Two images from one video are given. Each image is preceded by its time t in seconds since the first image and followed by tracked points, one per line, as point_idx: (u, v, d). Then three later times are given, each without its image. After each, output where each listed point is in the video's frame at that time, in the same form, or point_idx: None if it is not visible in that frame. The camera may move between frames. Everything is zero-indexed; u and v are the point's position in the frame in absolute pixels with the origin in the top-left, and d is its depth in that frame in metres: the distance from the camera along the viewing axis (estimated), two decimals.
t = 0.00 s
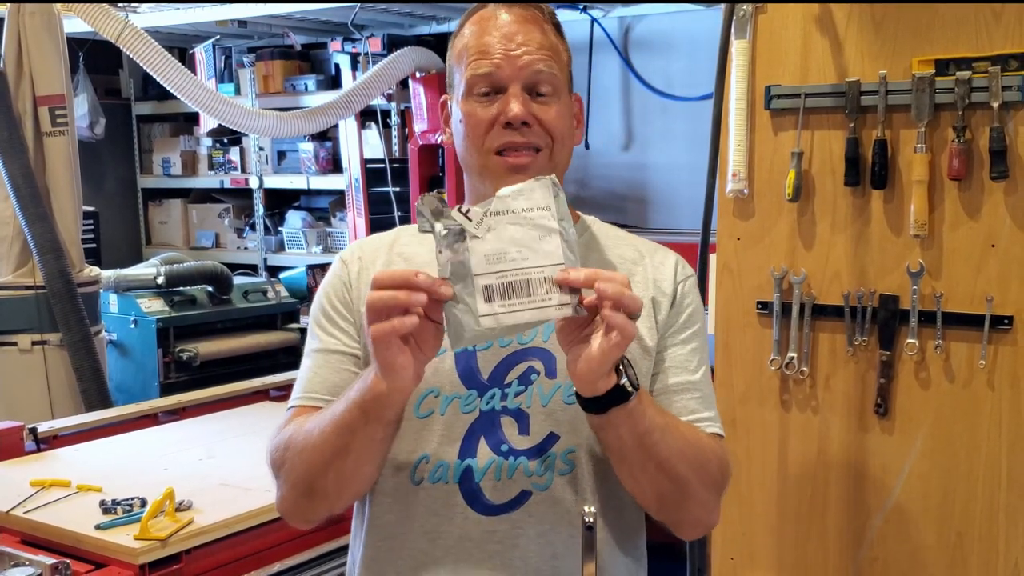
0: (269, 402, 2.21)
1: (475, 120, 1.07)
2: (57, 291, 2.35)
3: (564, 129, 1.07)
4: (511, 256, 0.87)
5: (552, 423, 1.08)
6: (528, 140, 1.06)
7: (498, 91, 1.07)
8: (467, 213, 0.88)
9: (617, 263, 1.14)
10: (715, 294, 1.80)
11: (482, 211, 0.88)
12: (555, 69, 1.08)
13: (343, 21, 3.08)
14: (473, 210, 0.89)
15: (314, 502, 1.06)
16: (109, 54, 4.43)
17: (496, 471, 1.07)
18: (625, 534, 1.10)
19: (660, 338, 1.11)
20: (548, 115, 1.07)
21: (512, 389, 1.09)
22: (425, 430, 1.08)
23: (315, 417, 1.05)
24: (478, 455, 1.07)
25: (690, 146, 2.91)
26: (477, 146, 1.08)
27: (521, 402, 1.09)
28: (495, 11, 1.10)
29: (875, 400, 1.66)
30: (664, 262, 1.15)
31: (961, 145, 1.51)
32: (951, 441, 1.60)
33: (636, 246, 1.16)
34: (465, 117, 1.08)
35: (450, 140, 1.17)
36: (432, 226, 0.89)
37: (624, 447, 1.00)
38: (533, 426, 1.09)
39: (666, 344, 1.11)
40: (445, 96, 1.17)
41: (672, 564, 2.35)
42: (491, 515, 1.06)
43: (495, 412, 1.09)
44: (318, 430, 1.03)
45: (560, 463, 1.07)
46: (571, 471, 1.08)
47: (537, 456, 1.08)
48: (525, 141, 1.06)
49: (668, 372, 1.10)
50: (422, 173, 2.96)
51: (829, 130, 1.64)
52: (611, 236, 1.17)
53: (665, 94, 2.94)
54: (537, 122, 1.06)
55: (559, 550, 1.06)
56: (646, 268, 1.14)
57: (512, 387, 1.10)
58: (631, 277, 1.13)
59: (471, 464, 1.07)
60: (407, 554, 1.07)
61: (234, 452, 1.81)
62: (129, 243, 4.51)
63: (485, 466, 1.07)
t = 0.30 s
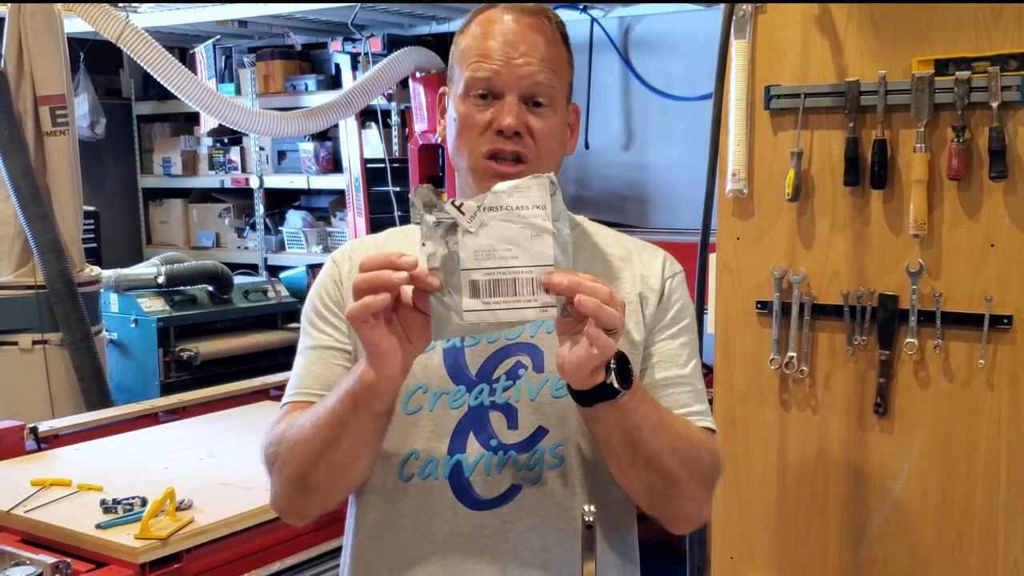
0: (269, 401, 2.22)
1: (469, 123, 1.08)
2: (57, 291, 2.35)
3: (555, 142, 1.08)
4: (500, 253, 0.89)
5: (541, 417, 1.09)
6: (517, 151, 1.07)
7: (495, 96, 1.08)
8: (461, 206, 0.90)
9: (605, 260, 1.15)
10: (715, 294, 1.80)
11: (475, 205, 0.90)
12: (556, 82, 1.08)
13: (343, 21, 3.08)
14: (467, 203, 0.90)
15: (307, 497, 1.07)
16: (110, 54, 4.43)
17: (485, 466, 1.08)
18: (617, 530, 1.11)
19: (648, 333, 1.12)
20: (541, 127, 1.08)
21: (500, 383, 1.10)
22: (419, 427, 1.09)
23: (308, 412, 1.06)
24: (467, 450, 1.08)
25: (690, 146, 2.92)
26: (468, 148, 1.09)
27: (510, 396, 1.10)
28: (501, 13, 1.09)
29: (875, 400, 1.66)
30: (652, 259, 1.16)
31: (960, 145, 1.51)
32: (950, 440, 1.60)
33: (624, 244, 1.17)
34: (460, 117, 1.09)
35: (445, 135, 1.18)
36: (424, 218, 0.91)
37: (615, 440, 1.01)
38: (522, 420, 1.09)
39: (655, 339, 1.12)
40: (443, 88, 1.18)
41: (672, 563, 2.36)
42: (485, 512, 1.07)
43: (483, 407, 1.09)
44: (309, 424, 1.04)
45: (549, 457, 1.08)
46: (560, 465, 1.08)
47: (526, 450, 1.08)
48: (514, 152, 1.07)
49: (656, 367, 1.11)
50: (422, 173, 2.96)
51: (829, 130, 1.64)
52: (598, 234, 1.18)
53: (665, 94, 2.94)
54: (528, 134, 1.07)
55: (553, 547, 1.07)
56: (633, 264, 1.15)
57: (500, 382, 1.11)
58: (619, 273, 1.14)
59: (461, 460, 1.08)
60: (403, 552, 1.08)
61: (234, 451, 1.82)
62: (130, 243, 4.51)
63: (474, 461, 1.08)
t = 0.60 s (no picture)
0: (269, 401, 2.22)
1: (473, 121, 1.08)
2: (58, 290, 2.35)
3: (558, 138, 1.08)
4: (498, 247, 0.90)
5: (539, 418, 1.10)
6: (521, 148, 1.07)
7: (498, 94, 1.08)
8: (462, 200, 0.91)
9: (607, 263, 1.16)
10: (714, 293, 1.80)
11: (477, 199, 0.91)
12: (556, 79, 1.09)
13: (344, 21, 3.09)
14: (468, 197, 0.91)
15: (305, 490, 1.07)
16: (110, 53, 4.43)
17: (484, 467, 1.08)
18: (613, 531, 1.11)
19: (649, 338, 1.13)
20: (544, 124, 1.08)
21: (500, 384, 1.11)
22: (417, 426, 1.10)
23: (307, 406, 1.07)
24: (466, 451, 1.09)
25: (689, 146, 2.92)
26: (473, 146, 1.09)
27: (509, 397, 1.10)
28: (500, 12, 1.09)
29: (874, 399, 1.66)
30: (654, 263, 1.16)
31: (959, 145, 1.52)
32: (949, 439, 1.61)
33: (626, 248, 1.17)
34: (463, 118, 1.09)
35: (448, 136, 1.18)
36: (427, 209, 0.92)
37: (613, 442, 1.01)
38: (521, 421, 1.10)
39: (656, 344, 1.12)
40: (444, 90, 1.18)
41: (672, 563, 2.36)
42: (483, 512, 1.07)
43: (483, 408, 1.10)
44: (308, 417, 1.04)
45: (548, 458, 1.09)
46: (558, 467, 1.09)
47: (525, 451, 1.09)
48: (519, 148, 1.07)
49: (657, 372, 1.12)
50: (422, 173, 2.96)
51: (828, 130, 1.65)
52: (600, 237, 1.18)
53: (665, 93, 2.95)
54: (532, 131, 1.07)
55: (550, 546, 1.07)
56: (635, 268, 1.15)
57: (500, 383, 1.11)
58: (620, 277, 1.14)
59: (460, 460, 1.08)
60: (401, 553, 1.08)
61: (234, 451, 1.82)
62: (130, 243, 4.52)
63: (473, 462, 1.08)
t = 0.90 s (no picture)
0: (269, 400, 2.22)
1: (468, 128, 1.09)
2: (58, 290, 2.36)
3: (555, 141, 1.09)
4: (491, 270, 0.89)
5: (540, 417, 1.10)
6: (518, 154, 1.08)
7: (491, 101, 1.08)
8: (453, 222, 0.90)
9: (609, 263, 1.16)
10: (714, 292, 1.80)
11: (468, 221, 0.90)
12: (551, 81, 1.09)
13: (344, 21, 3.09)
14: (459, 219, 0.90)
15: (306, 493, 1.08)
16: (110, 53, 4.43)
17: (484, 464, 1.08)
18: (613, 530, 1.11)
19: (649, 337, 1.13)
20: (540, 128, 1.08)
21: (501, 382, 1.11)
22: (417, 425, 1.10)
23: (307, 410, 1.07)
24: (467, 449, 1.09)
25: (689, 146, 2.92)
26: (469, 153, 1.09)
27: (510, 395, 1.10)
28: (492, 16, 1.10)
29: (873, 399, 1.66)
30: (655, 263, 1.17)
31: (959, 145, 1.52)
32: (949, 439, 1.61)
33: (628, 248, 1.17)
34: (459, 124, 1.10)
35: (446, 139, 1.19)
36: (417, 233, 0.92)
37: (612, 445, 1.01)
38: (521, 420, 1.10)
39: (657, 344, 1.13)
40: (442, 93, 1.19)
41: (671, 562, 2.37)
42: (482, 511, 1.08)
43: (483, 407, 1.10)
44: (306, 422, 1.05)
45: (548, 457, 1.09)
46: (559, 465, 1.09)
47: (525, 450, 1.09)
48: (516, 154, 1.08)
49: (657, 371, 1.12)
50: (421, 173, 2.96)
51: (828, 130, 1.65)
52: (602, 237, 1.18)
53: (665, 93, 2.95)
54: (528, 135, 1.08)
55: (550, 545, 1.08)
56: (637, 268, 1.15)
57: (501, 381, 1.11)
58: (621, 277, 1.15)
59: (460, 458, 1.08)
60: (400, 550, 1.08)
61: (234, 450, 1.82)
62: (130, 242, 4.52)
63: (473, 460, 1.08)
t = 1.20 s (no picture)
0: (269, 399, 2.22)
1: (470, 129, 1.09)
2: (59, 290, 2.36)
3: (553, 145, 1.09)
4: (486, 279, 0.89)
5: (538, 417, 1.10)
6: (519, 156, 1.08)
7: (493, 102, 1.09)
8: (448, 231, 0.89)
9: (608, 264, 1.16)
10: (714, 291, 1.81)
11: (463, 232, 0.89)
12: (552, 83, 1.10)
13: (344, 21, 3.09)
14: (455, 228, 0.89)
15: (305, 494, 1.09)
16: (111, 53, 4.43)
17: (483, 465, 1.08)
18: (613, 530, 1.11)
19: (648, 339, 1.13)
20: (539, 131, 1.08)
21: (499, 383, 1.11)
22: (417, 425, 1.10)
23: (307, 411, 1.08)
24: (466, 449, 1.09)
25: (689, 146, 2.92)
26: (470, 154, 1.09)
27: (508, 396, 1.10)
28: (493, 17, 1.10)
29: (873, 398, 1.67)
30: (655, 263, 1.17)
31: (958, 144, 1.52)
32: (948, 438, 1.61)
33: (628, 248, 1.18)
34: (460, 125, 1.10)
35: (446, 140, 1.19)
36: (416, 236, 0.92)
37: (610, 443, 1.01)
38: (520, 420, 1.10)
39: (656, 345, 1.13)
40: (442, 94, 1.19)
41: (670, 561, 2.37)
42: (482, 511, 1.08)
43: (482, 407, 1.10)
44: (306, 423, 1.06)
45: (547, 457, 1.09)
46: (558, 465, 1.09)
47: (524, 450, 1.09)
48: (516, 156, 1.08)
49: (657, 372, 1.12)
50: (421, 173, 2.97)
51: (828, 130, 1.65)
52: (601, 237, 1.19)
53: (664, 93, 2.95)
54: (528, 138, 1.08)
55: (550, 545, 1.08)
56: (636, 269, 1.16)
57: (500, 382, 1.12)
58: (621, 278, 1.15)
59: (459, 458, 1.09)
60: (400, 549, 1.09)
61: (234, 449, 1.82)
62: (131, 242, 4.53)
63: (472, 459, 1.08)
